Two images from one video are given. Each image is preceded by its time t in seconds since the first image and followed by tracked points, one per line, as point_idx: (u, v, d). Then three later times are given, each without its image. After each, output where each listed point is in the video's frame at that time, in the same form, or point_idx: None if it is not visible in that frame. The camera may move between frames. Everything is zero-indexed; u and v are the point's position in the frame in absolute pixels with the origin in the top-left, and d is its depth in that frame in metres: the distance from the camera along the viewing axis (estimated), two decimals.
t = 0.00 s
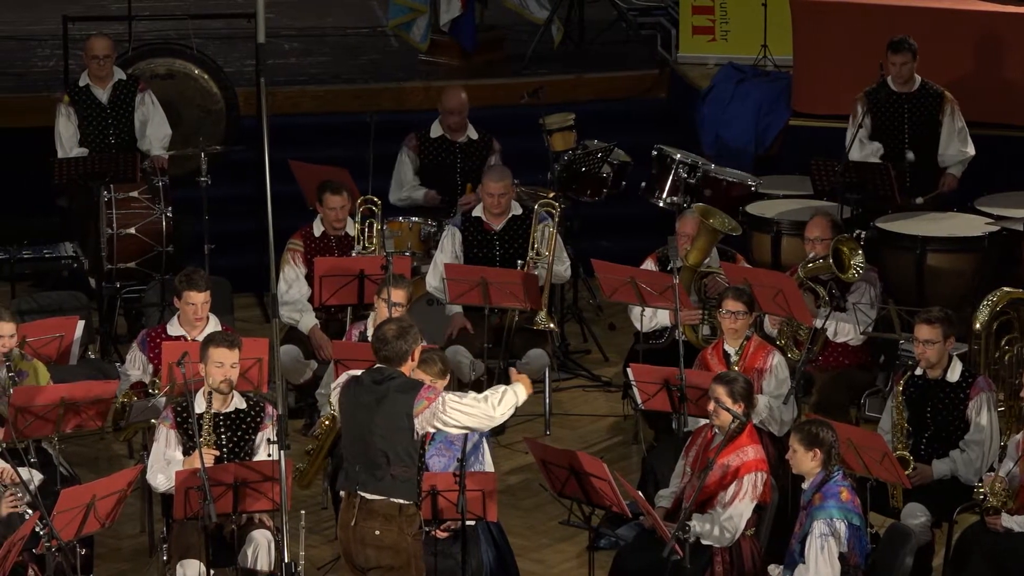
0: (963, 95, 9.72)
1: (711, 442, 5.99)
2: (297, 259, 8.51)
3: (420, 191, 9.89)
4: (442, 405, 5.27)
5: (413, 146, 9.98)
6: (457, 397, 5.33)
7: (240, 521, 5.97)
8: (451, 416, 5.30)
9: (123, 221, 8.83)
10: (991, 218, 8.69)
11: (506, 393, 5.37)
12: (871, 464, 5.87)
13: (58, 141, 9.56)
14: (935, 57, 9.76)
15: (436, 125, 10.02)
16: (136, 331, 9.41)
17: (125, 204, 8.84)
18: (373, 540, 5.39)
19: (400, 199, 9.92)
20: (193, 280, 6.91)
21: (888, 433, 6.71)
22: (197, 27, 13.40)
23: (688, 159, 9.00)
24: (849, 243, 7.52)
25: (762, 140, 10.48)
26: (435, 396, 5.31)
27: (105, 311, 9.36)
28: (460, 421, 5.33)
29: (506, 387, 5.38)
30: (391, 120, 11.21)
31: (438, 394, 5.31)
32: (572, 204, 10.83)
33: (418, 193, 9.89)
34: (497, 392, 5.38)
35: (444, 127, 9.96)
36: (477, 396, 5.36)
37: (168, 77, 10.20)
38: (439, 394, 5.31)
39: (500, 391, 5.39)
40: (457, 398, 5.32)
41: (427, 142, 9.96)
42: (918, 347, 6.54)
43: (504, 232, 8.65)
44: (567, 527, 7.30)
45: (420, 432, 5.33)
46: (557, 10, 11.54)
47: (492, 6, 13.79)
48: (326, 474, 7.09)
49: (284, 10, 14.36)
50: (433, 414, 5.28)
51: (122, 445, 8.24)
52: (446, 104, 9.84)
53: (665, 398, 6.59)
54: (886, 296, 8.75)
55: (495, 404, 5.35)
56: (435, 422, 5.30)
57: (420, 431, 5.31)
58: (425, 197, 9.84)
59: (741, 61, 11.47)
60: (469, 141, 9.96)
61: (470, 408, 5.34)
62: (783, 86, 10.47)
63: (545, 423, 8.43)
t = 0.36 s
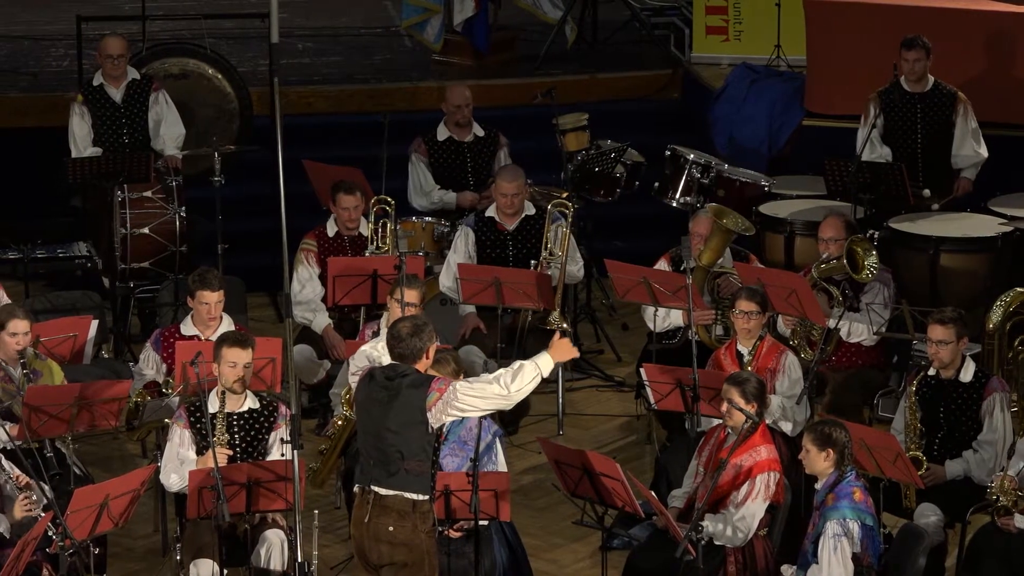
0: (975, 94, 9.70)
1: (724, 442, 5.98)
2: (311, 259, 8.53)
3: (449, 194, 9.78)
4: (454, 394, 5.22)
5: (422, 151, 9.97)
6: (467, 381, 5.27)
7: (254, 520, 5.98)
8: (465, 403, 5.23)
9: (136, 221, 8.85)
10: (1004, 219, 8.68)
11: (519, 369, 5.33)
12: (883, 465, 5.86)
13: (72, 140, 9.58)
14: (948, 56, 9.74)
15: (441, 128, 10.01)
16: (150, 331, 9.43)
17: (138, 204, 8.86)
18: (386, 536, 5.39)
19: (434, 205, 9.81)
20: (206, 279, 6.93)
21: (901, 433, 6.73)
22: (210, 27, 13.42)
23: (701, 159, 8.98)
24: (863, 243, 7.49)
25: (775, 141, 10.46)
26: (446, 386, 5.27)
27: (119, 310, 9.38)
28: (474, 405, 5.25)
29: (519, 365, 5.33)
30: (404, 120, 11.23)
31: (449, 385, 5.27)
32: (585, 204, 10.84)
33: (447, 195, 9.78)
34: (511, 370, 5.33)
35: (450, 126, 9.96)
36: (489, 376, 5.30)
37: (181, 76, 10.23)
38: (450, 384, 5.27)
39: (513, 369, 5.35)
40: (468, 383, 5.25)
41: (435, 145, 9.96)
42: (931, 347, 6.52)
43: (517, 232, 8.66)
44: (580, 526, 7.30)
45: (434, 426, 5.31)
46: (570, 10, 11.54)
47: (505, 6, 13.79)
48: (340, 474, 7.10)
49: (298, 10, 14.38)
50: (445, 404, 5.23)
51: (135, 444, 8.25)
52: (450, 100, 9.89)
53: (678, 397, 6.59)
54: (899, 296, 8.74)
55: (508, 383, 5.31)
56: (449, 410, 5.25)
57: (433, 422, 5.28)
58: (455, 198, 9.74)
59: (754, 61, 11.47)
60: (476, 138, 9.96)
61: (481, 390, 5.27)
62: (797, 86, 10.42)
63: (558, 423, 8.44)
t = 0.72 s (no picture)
0: (988, 93, 9.68)
1: (736, 442, 5.98)
2: (323, 259, 8.54)
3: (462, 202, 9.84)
4: (467, 406, 5.26)
5: (432, 154, 9.97)
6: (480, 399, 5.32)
7: (266, 520, 5.99)
8: (476, 417, 5.28)
9: (149, 221, 8.86)
10: (1017, 219, 8.66)
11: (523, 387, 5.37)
12: (896, 465, 5.85)
13: (84, 140, 9.60)
14: (960, 56, 9.71)
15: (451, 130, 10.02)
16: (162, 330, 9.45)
17: (151, 204, 8.88)
18: (395, 539, 5.39)
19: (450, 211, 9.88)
20: (218, 279, 6.95)
21: (913, 433, 6.72)
22: (223, 27, 13.44)
23: (714, 159, 8.98)
24: (875, 243, 7.50)
25: (788, 142, 10.45)
26: (459, 396, 5.30)
27: (131, 309, 9.40)
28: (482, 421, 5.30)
29: (525, 385, 5.38)
30: (416, 120, 11.24)
31: (462, 394, 5.30)
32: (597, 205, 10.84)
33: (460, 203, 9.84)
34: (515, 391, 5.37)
35: (461, 130, 9.96)
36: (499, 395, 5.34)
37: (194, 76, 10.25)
38: (463, 394, 5.31)
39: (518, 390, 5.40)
40: (481, 399, 5.30)
41: (445, 146, 9.96)
42: (943, 347, 6.52)
43: (530, 232, 8.66)
44: (592, 527, 7.30)
45: (444, 431, 5.33)
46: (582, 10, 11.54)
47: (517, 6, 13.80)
48: (352, 474, 7.10)
49: (310, 10, 14.39)
50: (457, 415, 5.28)
51: (147, 444, 8.27)
52: (460, 101, 9.86)
53: (690, 397, 6.59)
54: (912, 297, 8.72)
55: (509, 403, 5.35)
56: (460, 421, 5.29)
57: (445, 430, 5.32)
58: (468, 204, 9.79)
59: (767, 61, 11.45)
60: (486, 139, 9.96)
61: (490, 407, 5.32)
62: (809, 86, 10.42)
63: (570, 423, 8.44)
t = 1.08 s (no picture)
0: (1001, 94, 9.65)
1: (748, 442, 5.98)
2: (337, 258, 8.55)
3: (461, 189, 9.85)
4: (479, 401, 5.25)
5: (446, 154, 9.95)
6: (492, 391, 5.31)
7: (279, 520, 6.01)
8: (490, 410, 5.27)
9: (162, 220, 8.89)
10: None
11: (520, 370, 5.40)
12: (909, 465, 5.84)
13: (98, 139, 9.64)
14: (975, 56, 9.68)
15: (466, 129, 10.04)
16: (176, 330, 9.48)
17: (164, 203, 8.90)
18: (412, 541, 5.42)
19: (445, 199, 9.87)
20: (232, 278, 6.97)
21: (927, 434, 6.70)
22: (237, 27, 13.46)
23: (728, 159, 8.99)
24: (887, 242, 7.53)
25: (802, 142, 10.44)
26: (470, 393, 5.30)
27: (145, 309, 9.42)
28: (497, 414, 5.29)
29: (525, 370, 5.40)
30: (430, 120, 11.25)
31: (473, 392, 5.30)
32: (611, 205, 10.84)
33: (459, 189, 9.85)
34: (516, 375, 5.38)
35: (475, 129, 9.98)
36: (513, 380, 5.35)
37: (208, 75, 10.27)
38: (474, 391, 5.31)
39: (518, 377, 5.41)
40: (492, 391, 5.29)
41: (460, 146, 9.98)
42: (957, 347, 6.51)
43: (543, 232, 8.67)
44: (605, 527, 7.30)
45: (457, 431, 5.35)
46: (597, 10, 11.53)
47: (531, 6, 13.80)
48: (365, 474, 7.11)
49: (324, 11, 14.41)
50: (471, 411, 5.27)
51: (161, 444, 8.29)
52: (475, 100, 9.87)
53: (704, 397, 6.59)
54: (925, 297, 8.71)
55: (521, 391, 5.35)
56: (473, 418, 5.29)
57: (457, 427, 5.31)
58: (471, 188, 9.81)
59: (782, 61, 11.44)
60: (500, 138, 9.99)
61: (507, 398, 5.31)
62: (822, 87, 10.43)
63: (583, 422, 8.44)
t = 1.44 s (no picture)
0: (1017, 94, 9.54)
1: (763, 442, 5.97)
2: (351, 258, 8.58)
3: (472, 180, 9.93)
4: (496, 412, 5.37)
5: (463, 151, 9.98)
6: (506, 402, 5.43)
7: (294, 519, 6.03)
8: (505, 421, 5.41)
9: (177, 219, 8.91)
10: None
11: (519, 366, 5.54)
12: (924, 465, 5.83)
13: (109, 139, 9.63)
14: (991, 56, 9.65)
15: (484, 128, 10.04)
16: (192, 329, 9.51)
17: (180, 203, 8.93)
18: (429, 549, 5.48)
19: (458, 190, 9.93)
20: (247, 278, 6.98)
21: (942, 434, 6.66)
22: (252, 26, 13.49)
23: (742, 159, 8.98)
24: (903, 242, 7.51)
25: (817, 142, 10.41)
26: (486, 403, 5.39)
27: (160, 308, 9.45)
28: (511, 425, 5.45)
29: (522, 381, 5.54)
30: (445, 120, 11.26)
31: (489, 402, 5.39)
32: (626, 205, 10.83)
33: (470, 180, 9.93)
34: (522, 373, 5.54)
35: (492, 128, 9.99)
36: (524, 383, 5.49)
37: (224, 75, 10.26)
38: (490, 401, 5.39)
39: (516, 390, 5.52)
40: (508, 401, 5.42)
41: (477, 146, 9.98)
42: (973, 348, 6.50)
43: (558, 232, 8.67)
44: (620, 527, 7.31)
45: (471, 439, 5.40)
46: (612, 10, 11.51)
47: (546, 5, 13.80)
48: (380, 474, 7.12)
49: (340, 11, 14.43)
50: (487, 421, 5.37)
51: (176, 443, 8.32)
52: (494, 102, 9.83)
53: (719, 397, 6.59)
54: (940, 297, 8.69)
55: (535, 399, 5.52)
56: (488, 428, 5.39)
57: (473, 438, 5.40)
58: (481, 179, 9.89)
59: (799, 61, 11.45)
60: (517, 139, 10.01)
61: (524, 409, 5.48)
62: (838, 87, 10.42)
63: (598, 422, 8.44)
